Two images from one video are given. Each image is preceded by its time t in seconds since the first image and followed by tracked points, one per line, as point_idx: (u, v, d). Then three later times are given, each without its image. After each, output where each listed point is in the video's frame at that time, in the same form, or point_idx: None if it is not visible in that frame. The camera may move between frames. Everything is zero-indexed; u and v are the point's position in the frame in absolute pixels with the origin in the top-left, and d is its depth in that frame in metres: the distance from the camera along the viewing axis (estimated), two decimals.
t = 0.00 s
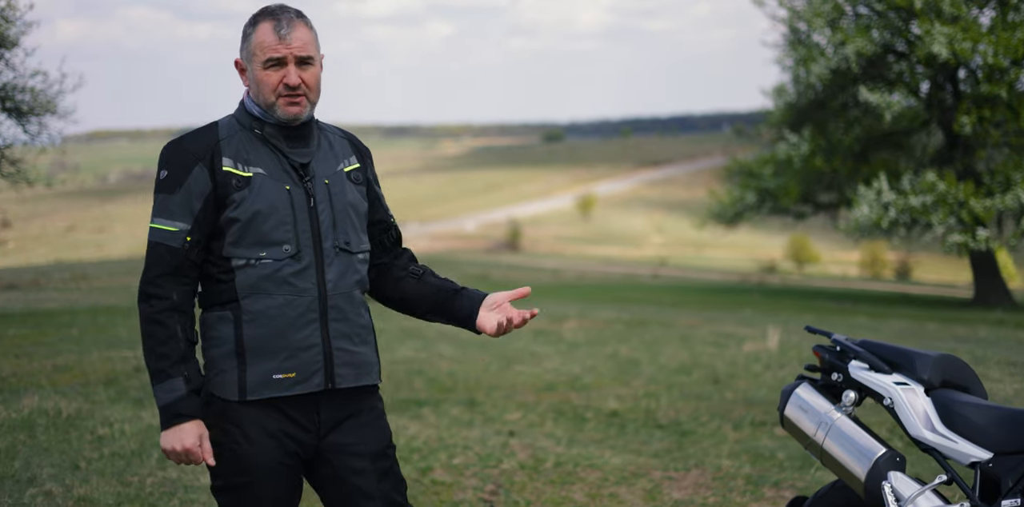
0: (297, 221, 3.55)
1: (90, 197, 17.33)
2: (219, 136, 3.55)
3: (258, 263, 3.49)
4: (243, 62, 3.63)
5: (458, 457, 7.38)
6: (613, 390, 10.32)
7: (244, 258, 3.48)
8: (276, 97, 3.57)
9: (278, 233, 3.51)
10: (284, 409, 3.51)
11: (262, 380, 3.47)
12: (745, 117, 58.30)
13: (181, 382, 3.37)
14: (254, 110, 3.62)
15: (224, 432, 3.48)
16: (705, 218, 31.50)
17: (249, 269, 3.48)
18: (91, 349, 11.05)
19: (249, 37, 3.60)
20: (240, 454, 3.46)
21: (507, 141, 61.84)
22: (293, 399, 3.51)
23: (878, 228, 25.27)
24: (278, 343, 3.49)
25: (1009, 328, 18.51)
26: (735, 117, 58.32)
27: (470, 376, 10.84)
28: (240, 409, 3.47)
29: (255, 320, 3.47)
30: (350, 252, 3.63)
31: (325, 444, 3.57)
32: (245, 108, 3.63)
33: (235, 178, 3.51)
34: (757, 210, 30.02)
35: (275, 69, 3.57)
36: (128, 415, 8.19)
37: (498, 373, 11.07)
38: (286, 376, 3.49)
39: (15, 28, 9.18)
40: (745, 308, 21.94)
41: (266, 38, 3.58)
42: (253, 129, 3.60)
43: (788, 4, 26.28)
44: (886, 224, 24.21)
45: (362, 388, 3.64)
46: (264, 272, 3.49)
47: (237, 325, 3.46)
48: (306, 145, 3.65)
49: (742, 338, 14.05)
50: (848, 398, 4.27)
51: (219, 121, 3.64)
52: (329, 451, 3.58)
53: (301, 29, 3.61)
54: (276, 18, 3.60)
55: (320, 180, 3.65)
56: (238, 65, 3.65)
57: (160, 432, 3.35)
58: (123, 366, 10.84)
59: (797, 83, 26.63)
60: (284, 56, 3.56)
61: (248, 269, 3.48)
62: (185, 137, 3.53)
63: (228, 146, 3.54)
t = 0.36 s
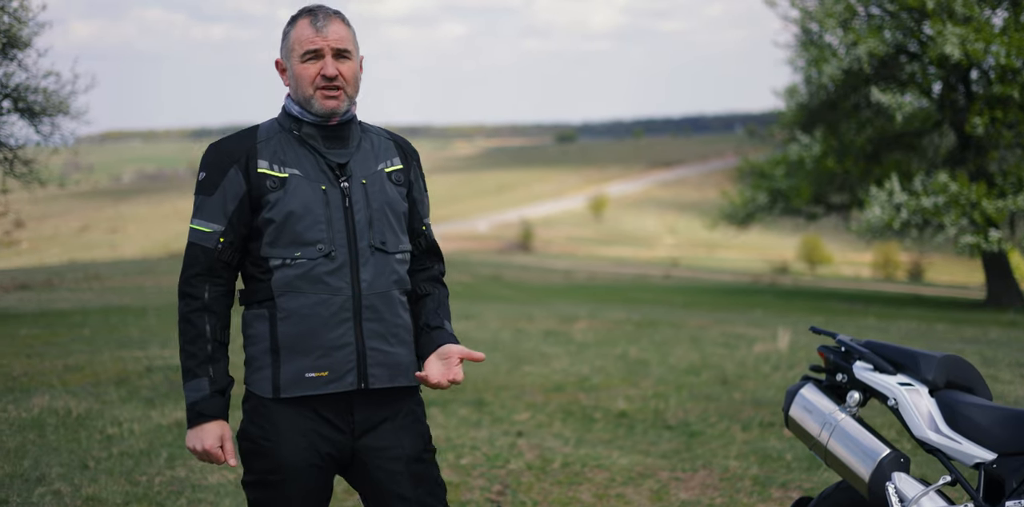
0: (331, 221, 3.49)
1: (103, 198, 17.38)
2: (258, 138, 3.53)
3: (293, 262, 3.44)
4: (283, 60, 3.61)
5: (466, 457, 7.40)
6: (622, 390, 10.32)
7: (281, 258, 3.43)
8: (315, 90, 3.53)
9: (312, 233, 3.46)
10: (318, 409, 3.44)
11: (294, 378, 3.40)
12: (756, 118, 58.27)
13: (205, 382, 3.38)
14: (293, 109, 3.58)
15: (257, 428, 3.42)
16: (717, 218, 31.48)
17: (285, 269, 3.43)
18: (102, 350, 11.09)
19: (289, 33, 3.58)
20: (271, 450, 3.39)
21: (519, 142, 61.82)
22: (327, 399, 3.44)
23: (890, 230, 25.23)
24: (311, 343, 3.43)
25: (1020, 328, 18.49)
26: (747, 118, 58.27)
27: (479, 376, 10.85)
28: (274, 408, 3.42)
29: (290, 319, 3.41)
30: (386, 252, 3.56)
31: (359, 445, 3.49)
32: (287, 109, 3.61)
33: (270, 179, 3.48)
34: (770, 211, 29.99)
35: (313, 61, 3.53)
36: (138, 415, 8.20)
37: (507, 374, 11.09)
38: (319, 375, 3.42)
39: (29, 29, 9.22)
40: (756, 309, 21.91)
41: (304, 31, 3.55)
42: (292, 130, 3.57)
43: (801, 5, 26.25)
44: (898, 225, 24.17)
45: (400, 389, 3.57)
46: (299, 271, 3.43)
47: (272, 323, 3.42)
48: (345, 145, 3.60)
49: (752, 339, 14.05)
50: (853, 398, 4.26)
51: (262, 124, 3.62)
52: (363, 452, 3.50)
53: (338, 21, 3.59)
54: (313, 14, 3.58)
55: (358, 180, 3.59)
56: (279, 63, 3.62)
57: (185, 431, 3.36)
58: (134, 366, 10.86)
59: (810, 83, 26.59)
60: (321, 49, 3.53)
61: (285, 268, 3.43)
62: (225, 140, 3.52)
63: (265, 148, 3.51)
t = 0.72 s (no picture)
0: (404, 217, 3.51)
1: (109, 198, 17.42)
2: (334, 134, 3.56)
3: (366, 257, 3.46)
4: (366, 54, 3.63)
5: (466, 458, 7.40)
6: (624, 391, 10.32)
7: (354, 252, 3.46)
8: (395, 82, 3.54)
9: (385, 228, 3.47)
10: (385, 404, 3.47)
11: (361, 372, 3.43)
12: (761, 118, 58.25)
13: (291, 373, 3.40)
14: (372, 105, 3.61)
15: (325, 420, 3.45)
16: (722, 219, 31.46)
17: (358, 262, 3.46)
18: (106, 349, 11.11)
19: (371, 28, 3.61)
20: (338, 447, 3.42)
21: (524, 143, 61.82)
22: (394, 394, 3.47)
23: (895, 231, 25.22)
24: (381, 337, 3.45)
25: None
26: (752, 119, 58.29)
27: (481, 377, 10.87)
28: (343, 401, 3.44)
29: (361, 314, 3.44)
30: (457, 249, 3.59)
31: (424, 440, 3.53)
32: (365, 105, 3.64)
33: (346, 174, 3.50)
34: (775, 211, 29.95)
35: (394, 55, 3.55)
36: (140, 415, 8.20)
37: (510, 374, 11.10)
38: (388, 370, 3.44)
39: (34, 29, 9.26)
40: (761, 310, 21.89)
41: (387, 26, 3.57)
42: (370, 127, 3.59)
43: (806, 6, 26.24)
44: (903, 226, 24.15)
45: (468, 386, 3.60)
46: (371, 265, 3.45)
47: (344, 317, 3.45)
48: (420, 142, 3.63)
49: (755, 340, 14.04)
50: (849, 399, 4.27)
51: (341, 119, 3.65)
52: (428, 446, 3.54)
53: (422, 19, 3.61)
54: (398, 10, 3.61)
55: (431, 177, 3.62)
56: (361, 58, 3.65)
57: (272, 422, 3.40)
58: (137, 366, 10.88)
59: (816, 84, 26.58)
60: (403, 43, 3.55)
61: (357, 262, 3.46)
62: (304, 136, 3.55)
63: (342, 143, 3.54)
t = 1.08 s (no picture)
0: (437, 225, 3.53)
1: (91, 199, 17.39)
2: (392, 126, 3.60)
3: (392, 255, 3.51)
4: (442, 54, 3.61)
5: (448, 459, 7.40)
6: (607, 392, 10.33)
7: (383, 249, 3.51)
8: (460, 97, 3.55)
9: (418, 233, 3.51)
10: (397, 398, 3.51)
11: (371, 365, 3.48)
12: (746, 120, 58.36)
13: (321, 350, 3.46)
14: (435, 106, 3.63)
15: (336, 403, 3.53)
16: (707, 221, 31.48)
17: (385, 260, 3.51)
18: (90, 350, 11.08)
19: (453, 30, 3.58)
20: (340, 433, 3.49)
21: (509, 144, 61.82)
22: (405, 393, 3.51)
23: (879, 232, 25.29)
24: (396, 337, 3.50)
25: (1006, 331, 18.52)
26: (738, 120, 58.41)
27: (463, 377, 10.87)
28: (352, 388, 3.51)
29: (379, 312, 3.50)
30: (484, 267, 3.59)
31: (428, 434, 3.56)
32: (430, 103, 3.65)
33: (392, 169, 3.55)
34: (759, 213, 29.98)
35: (466, 71, 3.53)
36: (122, 416, 8.18)
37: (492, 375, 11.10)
38: (395, 369, 3.48)
39: (18, 29, 9.26)
40: (746, 312, 21.90)
41: (468, 38, 3.54)
42: (427, 126, 3.62)
43: (791, 8, 26.31)
44: (887, 227, 24.20)
45: (480, 393, 3.62)
46: (395, 266, 3.50)
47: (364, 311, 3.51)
48: (473, 152, 3.64)
49: (739, 341, 14.06)
50: (828, 400, 4.28)
51: (406, 108, 3.69)
52: (432, 439, 3.57)
53: (504, 36, 3.56)
54: (482, 21, 3.56)
55: (475, 190, 3.61)
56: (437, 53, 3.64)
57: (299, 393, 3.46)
58: (119, 367, 10.85)
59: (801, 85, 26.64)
60: (477, 60, 3.52)
61: (383, 260, 3.51)
62: (364, 120, 3.61)
63: (396, 138, 3.59)
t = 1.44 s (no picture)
0: (425, 227, 3.60)
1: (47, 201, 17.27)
2: (383, 129, 3.68)
3: (382, 258, 3.58)
4: (428, 56, 3.68)
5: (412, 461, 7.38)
6: (570, 394, 10.35)
7: (373, 252, 3.59)
8: (448, 98, 3.63)
9: (407, 235, 3.58)
10: (389, 400, 3.59)
11: (362, 370, 3.56)
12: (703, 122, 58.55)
13: (307, 356, 3.55)
14: (425, 108, 3.69)
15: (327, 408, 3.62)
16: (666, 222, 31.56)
17: (375, 263, 3.59)
18: (48, 355, 11.01)
19: (438, 33, 3.65)
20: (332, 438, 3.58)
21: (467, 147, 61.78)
22: (395, 396, 3.59)
23: (837, 234, 25.43)
24: (386, 340, 3.57)
25: (962, 332, 18.66)
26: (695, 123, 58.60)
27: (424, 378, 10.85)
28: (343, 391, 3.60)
29: (370, 314, 3.57)
30: (473, 268, 3.64)
31: (418, 439, 3.65)
32: (420, 105, 3.72)
33: (382, 172, 3.62)
34: (718, 215, 30.09)
35: (452, 72, 3.61)
36: (84, 419, 8.12)
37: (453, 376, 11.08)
38: (385, 372, 3.56)
39: None
40: (706, 313, 21.95)
41: (453, 39, 3.61)
42: (416, 128, 3.69)
43: (750, 11, 26.43)
44: (845, 230, 24.33)
45: (470, 398, 3.68)
46: (385, 268, 3.57)
47: (355, 315, 3.59)
48: (462, 154, 3.70)
49: (700, 343, 14.09)
50: (798, 403, 4.30)
51: (399, 112, 3.76)
52: (420, 445, 3.66)
53: (488, 37, 3.63)
54: (467, 22, 3.63)
55: (464, 192, 3.67)
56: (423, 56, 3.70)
57: (284, 400, 3.54)
58: (79, 369, 10.77)
59: (759, 87, 26.75)
60: (463, 61, 3.59)
61: (374, 263, 3.59)
62: (354, 124, 3.69)
63: (387, 142, 3.66)
